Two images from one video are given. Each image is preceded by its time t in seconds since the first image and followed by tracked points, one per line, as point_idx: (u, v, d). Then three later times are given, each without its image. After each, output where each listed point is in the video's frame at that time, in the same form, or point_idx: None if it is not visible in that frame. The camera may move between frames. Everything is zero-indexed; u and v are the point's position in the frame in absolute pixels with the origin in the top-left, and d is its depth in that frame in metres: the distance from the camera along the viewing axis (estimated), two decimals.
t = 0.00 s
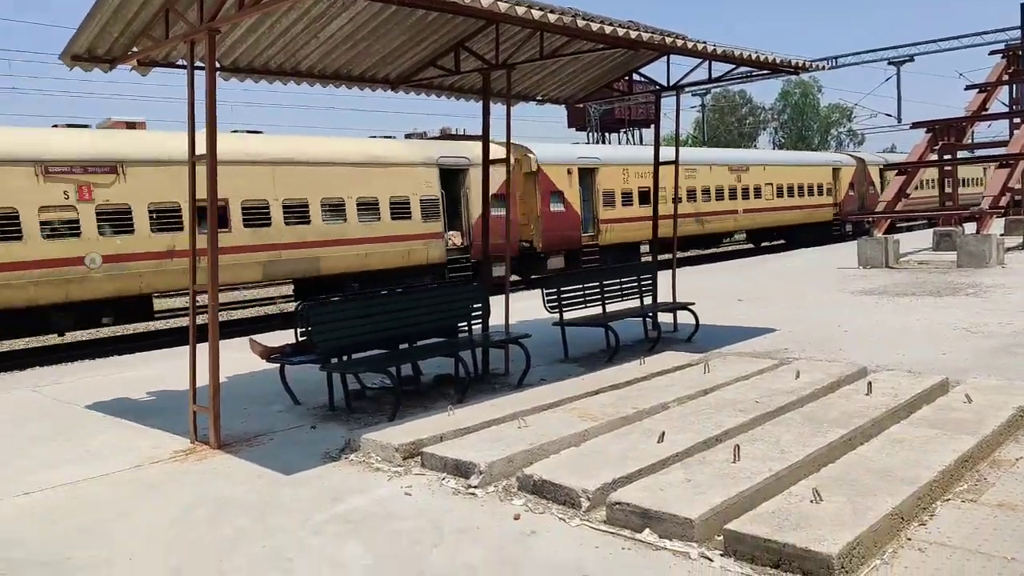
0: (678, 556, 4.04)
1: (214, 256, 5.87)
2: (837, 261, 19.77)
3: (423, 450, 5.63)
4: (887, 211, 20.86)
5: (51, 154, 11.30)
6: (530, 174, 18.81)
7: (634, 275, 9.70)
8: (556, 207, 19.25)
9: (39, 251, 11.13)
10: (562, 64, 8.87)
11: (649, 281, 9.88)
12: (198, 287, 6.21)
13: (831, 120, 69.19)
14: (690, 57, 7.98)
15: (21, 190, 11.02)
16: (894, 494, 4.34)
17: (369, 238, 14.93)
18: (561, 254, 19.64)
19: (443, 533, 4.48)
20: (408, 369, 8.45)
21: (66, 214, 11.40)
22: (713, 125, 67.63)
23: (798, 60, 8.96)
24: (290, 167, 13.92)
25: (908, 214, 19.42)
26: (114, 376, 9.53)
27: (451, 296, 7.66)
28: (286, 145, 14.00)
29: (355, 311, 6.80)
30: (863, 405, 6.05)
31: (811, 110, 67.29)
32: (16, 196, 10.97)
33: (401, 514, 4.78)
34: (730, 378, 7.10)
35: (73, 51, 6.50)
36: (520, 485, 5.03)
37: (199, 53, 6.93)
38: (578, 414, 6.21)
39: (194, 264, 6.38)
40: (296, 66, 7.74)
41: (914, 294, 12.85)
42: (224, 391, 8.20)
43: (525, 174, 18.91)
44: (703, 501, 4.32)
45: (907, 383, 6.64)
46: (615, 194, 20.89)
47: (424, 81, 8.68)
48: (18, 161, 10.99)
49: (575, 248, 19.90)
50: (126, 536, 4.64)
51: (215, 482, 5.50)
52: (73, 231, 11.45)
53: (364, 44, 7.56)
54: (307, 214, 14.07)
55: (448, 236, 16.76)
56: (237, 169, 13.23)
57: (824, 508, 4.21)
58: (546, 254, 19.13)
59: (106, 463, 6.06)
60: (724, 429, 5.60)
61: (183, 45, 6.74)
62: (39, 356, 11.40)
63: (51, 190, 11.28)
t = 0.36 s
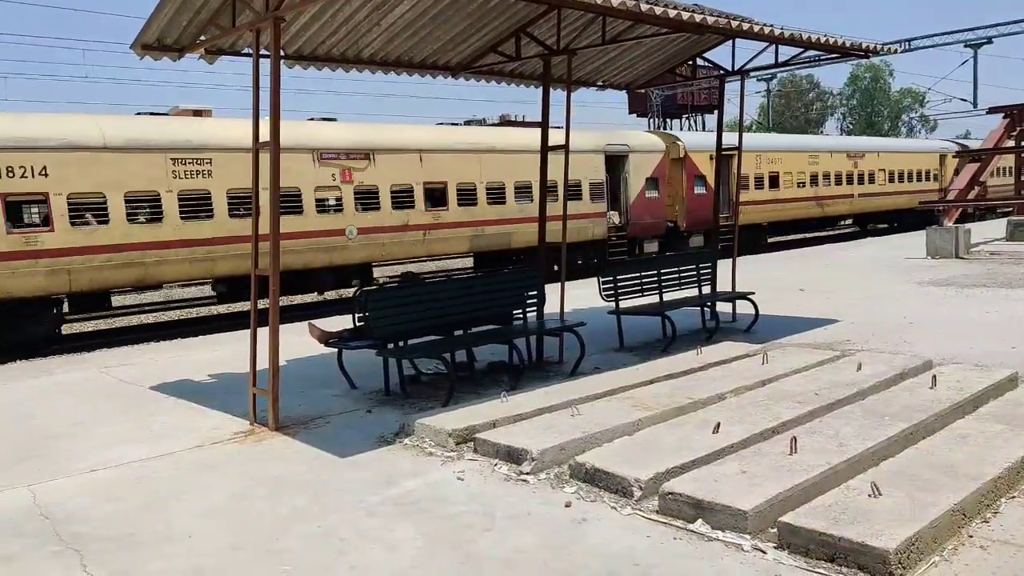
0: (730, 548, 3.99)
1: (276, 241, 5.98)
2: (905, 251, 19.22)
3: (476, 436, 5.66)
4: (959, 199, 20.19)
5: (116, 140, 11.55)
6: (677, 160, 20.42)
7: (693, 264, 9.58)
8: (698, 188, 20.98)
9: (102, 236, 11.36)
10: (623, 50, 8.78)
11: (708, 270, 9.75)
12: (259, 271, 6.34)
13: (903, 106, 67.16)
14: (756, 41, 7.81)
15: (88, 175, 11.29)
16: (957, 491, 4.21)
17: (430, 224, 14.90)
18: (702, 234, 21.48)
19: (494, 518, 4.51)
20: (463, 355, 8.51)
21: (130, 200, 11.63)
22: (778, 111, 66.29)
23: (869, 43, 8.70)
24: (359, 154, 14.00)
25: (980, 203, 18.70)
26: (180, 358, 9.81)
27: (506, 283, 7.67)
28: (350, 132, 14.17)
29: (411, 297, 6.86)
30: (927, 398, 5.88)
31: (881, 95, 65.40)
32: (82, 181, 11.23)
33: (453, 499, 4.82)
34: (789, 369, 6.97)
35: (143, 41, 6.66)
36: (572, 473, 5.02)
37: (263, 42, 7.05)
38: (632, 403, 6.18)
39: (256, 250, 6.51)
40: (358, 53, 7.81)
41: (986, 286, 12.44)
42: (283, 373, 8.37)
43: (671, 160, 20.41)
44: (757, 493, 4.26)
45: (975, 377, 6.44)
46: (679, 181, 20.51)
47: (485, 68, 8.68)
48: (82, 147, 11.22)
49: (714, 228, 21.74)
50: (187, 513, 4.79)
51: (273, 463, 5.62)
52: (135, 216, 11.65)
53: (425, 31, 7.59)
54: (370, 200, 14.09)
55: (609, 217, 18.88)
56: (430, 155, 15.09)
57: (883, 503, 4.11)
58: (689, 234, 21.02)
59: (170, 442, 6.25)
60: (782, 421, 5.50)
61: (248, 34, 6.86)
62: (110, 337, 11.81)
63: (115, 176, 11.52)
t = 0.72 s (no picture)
0: (736, 537, 4.03)
1: (285, 230, 6.01)
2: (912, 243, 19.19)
3: (484, 426, 5.70)
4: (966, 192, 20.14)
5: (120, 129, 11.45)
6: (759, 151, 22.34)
7: (701, 255, 9.60)
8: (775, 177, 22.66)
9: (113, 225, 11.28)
10: (633, 40, 8.78)
11: (716, 262, 9.77)
12: (267, 261, 6.38)
13: (911, 98, 66.87)
14: (765, 32, 7.80)
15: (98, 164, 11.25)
16: (961, 481, 4.25)
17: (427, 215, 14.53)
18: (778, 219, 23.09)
19: (502, 507, 4.56)
20: (471, 346, 8.55)
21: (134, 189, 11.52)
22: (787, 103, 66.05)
23: (879, 35, 8.68)
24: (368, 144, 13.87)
25: (987, 196, 18.61)
26: (188, 348, 9.88)
27: (515, 274, 7.70)
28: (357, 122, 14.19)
29: (420, 287, 6.90)
30: (933, 389, 5.91)
31: (890, 87, 65.11)
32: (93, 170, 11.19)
33: (461, 488, 4.87)
34: (797, 361, 7.00)
35: (151, 27, 6.68)
36: (579, 463, 5.06)
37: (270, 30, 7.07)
38: (640, 393, 6.22)
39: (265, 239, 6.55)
40: (366, 42, 7.83)
41: (994, 278, 12.43)
42: (292, 364, 8.43)
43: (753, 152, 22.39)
44: (763, 483, 4.29)
45: (981, 368, 6.46)
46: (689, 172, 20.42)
47: (494, 57, 8.69)
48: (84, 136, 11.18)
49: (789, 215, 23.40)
50: (197, 502, 4.84)
51: (282, 452, 5.68)
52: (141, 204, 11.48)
53: (434, 19, 7.60)
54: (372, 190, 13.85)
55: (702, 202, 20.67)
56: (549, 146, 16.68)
57: (888, 493, 4.14)
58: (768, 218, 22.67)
59: (179, 431, 6.31)
60: (788, 411, 5.54)
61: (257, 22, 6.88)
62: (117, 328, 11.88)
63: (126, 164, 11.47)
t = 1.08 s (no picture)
0: (736, 532, 4.03)
1: (285, 223, 6.01)
2: (912, 240, 19.19)
3: (484, 420, 5.70)
4: (966, 189, 20.13)
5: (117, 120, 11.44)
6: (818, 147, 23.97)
7: (702, 251, 9.60)
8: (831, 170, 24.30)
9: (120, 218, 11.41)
10: (635, 34, 8.77)
11: (717, 256, 9.77)
12: (267, 253, 6.38)
13: (912, 95, 66.81)
14: (768, 27, 7.79)
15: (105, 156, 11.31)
16: (960, 476, 4.26)
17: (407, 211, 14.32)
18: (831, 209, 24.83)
19: (502, 501, 4.57)
20: (471, 339, 8.56)
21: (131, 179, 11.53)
22: (789, 98, 66.01)
23: (881, 30, 8.67)
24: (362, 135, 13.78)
25: (987, 192, 18.62)
26: (188, 340, 9.89)
27: (516, 268, 7.70)
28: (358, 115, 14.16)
29: (421, 281, 6.90)
30: (931, 385, 5.93)
31: (892, 83, 65.10)
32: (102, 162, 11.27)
33: (461, 481, 4.87)
34: (796, 356, 7.01)
35: (152, 18, 6.66)
36: (579, 457, 5.07)
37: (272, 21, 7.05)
38: (640, 388, 6.23)
39: (264, 232, 6.53)
40: (368, 34, 7.81)
41: (993, 275, 12.45)
42: (292, 357, 8.43)
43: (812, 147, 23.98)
44: (764, 478, 4.30)
45: (980, 364, 6.47)
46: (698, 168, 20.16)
47: (496, 50, 8.68)
48: (85, 126, 11.11)
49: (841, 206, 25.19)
50: (197, 494, 4.86)
51: (283, 445, 5.69)
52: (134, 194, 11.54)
53: (436, 12, 7.59)
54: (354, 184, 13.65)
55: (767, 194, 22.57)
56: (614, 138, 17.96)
57: (887, 488, 4.15)
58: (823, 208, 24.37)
59: (179, 424, 6.32)
60: (787, 406, 5.55)
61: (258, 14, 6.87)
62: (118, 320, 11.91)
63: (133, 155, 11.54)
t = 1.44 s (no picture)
0: (730, 526, 4.05)
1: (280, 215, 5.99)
2: (906, 235, 19.23)
3: (479, 413, 5.71)
4: (961, 185, 20.17)
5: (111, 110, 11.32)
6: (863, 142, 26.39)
7: (698, 245, 9.61)
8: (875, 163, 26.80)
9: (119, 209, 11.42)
10: (632, 28, 8.76)
11: (713, 251, 9.79)
12: (261, 246, 6.37)
13: (908, 91, 66.93)
14: (765, 22, 7.79)
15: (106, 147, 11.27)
16: (953, 470, 4.28)
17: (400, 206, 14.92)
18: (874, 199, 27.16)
19: (497, 494, 4.58)
20: (467, 333, 8.57)
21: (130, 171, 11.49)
22: (785, 93, 66.11)
23: (878, 26, 8.68)
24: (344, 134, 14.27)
25: (982, 188, 18.68)
26: (183, 332, 9.88)
27: (512, 262, 7.70)
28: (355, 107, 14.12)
29: (417, 275, 6.90)
30: (925, 379, 5.95)
31: (888, 79, 65.23)
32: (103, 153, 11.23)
33: (457, 475, 4.88)
34: (791, 350, 7.04)
35: (147, 9, 6.63)
36: (574, 451, 5.08)
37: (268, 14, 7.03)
38: (635, 381, 6.25)
39: (259, 224, 6.52)
40: (365, 26, 7.79)
41: (986, 270, 12.50)
42: (287, 349, 8.43)
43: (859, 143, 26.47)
44: (758, 472, 4.31)
45: (973, 359, 6.50)
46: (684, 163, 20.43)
47: (493, 44, 8.67)
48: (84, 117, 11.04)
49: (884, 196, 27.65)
50: (191, 487, 4.85)
51: (279, 438, 5.69)
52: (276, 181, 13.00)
53: (433, 4, 7.56)
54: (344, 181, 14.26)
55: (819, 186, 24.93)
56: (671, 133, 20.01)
57: (881, 482, 4.17)
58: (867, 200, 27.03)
59: (174, 416, 6.31)
60: (782, 400, 5.56)
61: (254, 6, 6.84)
62: (112, 312, 11.93)
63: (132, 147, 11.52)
